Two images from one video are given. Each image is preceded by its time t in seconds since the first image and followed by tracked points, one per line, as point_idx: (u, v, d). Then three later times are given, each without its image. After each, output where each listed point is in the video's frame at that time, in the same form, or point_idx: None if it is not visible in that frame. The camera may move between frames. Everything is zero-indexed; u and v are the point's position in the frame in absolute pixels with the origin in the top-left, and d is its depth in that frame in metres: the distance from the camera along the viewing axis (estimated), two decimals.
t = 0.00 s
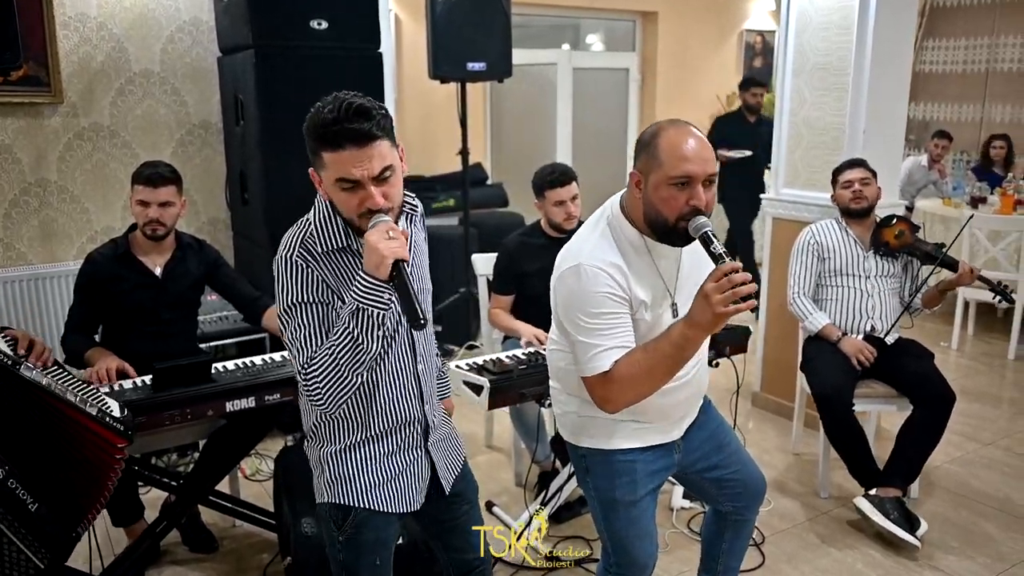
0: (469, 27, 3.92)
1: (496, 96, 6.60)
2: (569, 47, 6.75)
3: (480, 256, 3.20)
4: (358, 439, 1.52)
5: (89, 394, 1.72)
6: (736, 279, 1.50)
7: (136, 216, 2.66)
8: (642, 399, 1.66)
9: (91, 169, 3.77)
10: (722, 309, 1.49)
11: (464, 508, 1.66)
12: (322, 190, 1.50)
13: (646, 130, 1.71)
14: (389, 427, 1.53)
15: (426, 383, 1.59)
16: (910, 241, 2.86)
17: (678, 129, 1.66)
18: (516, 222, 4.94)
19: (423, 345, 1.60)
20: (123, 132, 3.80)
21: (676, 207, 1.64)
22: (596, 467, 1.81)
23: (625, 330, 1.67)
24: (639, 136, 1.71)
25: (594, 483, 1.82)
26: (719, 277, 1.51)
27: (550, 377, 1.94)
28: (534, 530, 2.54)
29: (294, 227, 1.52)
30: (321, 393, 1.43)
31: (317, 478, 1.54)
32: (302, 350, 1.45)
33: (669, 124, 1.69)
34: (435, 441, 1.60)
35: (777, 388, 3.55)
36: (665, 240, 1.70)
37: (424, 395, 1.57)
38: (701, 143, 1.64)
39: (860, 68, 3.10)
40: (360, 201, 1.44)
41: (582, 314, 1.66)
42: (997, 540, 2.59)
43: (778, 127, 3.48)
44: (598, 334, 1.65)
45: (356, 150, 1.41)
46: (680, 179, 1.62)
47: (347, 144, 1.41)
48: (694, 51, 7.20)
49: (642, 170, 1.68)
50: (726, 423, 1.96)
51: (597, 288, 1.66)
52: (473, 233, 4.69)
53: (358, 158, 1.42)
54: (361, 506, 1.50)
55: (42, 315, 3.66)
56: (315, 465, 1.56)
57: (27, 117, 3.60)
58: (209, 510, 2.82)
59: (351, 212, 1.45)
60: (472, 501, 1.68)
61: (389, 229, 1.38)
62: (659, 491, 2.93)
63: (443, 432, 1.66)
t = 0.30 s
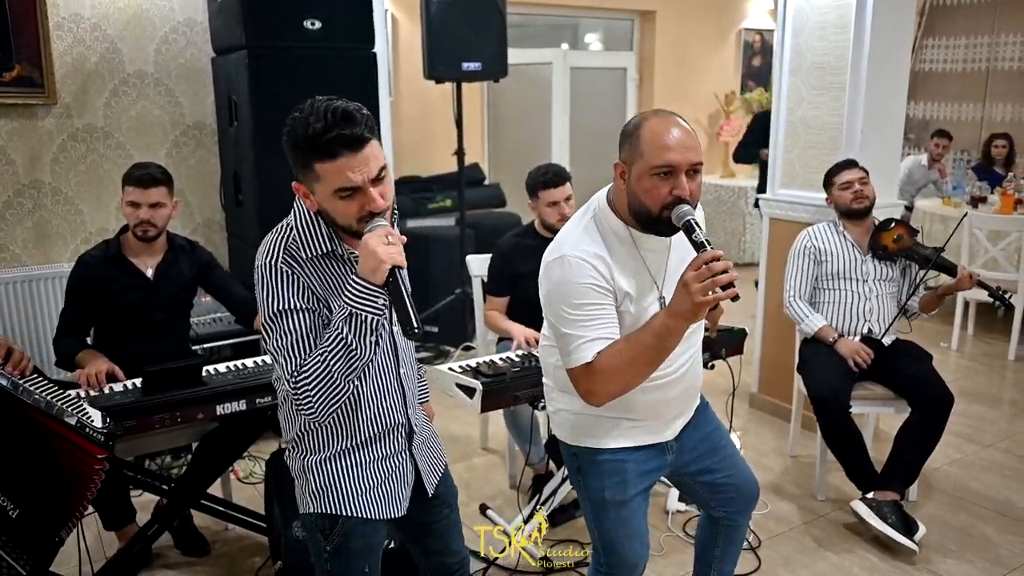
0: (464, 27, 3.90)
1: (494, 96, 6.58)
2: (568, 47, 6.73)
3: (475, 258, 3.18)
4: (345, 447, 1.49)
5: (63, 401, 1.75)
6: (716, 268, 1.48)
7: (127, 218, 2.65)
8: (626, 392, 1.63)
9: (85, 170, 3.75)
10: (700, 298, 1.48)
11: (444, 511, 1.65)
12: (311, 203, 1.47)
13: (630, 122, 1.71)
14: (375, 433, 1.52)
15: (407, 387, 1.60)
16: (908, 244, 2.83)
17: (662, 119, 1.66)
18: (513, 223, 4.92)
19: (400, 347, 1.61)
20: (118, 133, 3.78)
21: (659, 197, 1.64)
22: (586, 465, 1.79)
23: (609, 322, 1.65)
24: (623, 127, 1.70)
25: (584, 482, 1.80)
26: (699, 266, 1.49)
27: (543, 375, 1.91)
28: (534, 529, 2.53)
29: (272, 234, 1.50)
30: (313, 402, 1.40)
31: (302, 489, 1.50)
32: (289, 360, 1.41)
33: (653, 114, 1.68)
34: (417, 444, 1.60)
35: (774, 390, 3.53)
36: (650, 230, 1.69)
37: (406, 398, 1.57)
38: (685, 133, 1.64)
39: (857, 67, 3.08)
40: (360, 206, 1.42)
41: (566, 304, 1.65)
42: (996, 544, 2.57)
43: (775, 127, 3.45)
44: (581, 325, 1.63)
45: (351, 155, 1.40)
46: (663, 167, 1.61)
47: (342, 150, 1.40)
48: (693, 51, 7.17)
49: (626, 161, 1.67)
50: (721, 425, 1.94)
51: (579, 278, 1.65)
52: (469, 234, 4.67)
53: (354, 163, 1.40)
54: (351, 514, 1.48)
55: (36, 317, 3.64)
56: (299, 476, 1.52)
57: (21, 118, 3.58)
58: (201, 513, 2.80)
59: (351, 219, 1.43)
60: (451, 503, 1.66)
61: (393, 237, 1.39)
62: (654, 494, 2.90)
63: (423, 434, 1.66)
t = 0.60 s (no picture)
0: (458, 26, 3.87)
1: (491, 96, 6.55)
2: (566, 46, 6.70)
3: (467, 259, 3.15)
4: (321, 462, 1.47)
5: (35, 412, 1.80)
6: (703, 274, 1.45)
7: (113, 220, 2.62)
8: (613, 399, 1.60)
9: (76, 171, 3.72)
10: (688, 302, 1.45)
11: (433, 523, 1.62)
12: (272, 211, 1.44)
13: (614, 124, 1.68)
14: (353, 448, 1.48)
15: (387, 401, 1.56)
16: (904, 247, 2.80)
17: (647, 121, 1.63)
18: (508, 223, 4.89)
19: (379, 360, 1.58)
20: (109, 134, 3.75)
21: (643, 201, 1.60)
22: (573, 473, 1.75)
23: (596, 329, 1.61)
24: (607, 130, 1.67)
25: (571, 489, 1.77)
26: (685, 269, 1.47)
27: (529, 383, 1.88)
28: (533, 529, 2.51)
29: (240, 247, 1.47)
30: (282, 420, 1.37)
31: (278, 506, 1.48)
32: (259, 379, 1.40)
33: (637, 116, 1.65)
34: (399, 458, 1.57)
35: (770, 392, 3.50)
36: (634, 235, 1.66)
37: (386, 412, 1.54)
38: (670, 135, 1.61)
39: (853, 66, 3.05)
40: (314, 222, 1.39)
41: (552, 312, 1.61)
42: (994, 550, 2.53)
43: (770, 126, 3.42)
44: (566, 332, 1.60)
45: (311, 168, 1.36)
46: (647, 171, 1.58)
47: (301, 162, 1.36)
48: (691, 50, 7.14)
49: (610, 164, 1.64)
50: (713, 430, 1.91)
51: (564, 285, 1.62)
52: (464, 235, 4.64)
53: (314, 177, 1.37)
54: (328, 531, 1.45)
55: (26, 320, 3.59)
56: (275, 493, 1.50)
57: (10, 119, 3.55)
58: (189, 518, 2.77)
59: (306, 234, 1.40)
60: (439, 515, 1.64)
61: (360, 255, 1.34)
62: (648, 498, 2.87)
63: (406, 448, 1.63)
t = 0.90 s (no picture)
0: (452, 25, 3.84)
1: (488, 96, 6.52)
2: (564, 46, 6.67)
3: (458, 260, 3.12)
4: (279, 460, 1.43)
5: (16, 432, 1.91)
6: (698, 275, 1.42)
7: (99, 220, 2.59)
8: (604, 406, 1.56)
9: (66, 170, 3.69)
10: (686, 305, 1.41)
11: (407, 533, 1.59)
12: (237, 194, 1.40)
13: (598, 122, 1.65)
14: (312, 450, 1.44)
15: (358, 403, 1.50)
16: (901, 248, 2.78)
17: (634, 120, 1.59)
18: (503, 224, 4.86)
19: (353, 365, 1.50)
20: (99, 133, 3.72)
21: (633, 202, 1.57)
22: (559, 481, 1.71)
23: (585, 334, 1.58)
24: (592, 129, 1.64)
25: (558, 497, 1.73)
26: (680, 272, 1.43)
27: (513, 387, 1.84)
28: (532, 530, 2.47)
29: (204, 235, 1.42)
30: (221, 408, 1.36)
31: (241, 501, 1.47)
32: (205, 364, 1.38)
33: (623, 114, 1.62)
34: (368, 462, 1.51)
35: (765, 394, 3.46)
36: (623, 237, 1.62)
37: (353, 416, 1.47)
38: (657, 135, 1.58)
39: (850, 65, 3.01)
40: (277, 205, 1.35)
41: (540, 318, 1.57)
42: (990, 555, 2.49)
43: (766, 125, 3.38)
44: (556, 339, 1.56)
45: (271, 146, 1.33)
46: (637, 172, 1.55)
47: (259, 139, 1.33)
48: (689, 50, 7.11)
49: (596, 165, 1.60)
50: (697, 432, 1.88)
51: (553, 290, 1.57)
52: (458, 235, 4.61)
53: (274, 156, 1.33)
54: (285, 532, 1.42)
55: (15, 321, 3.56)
56: (238, 487, 1.48)
57: None
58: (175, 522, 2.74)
59: (269, 218, 1.36)
60: (413, 526, 1.60)
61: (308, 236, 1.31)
62: (640, 501, 2.84)
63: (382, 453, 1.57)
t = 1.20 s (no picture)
0: (452, 23, 3.81)
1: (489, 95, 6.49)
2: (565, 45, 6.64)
3: (457, 260, 3.09)
4: (259, 467, 1.40)
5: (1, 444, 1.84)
6: (713, 273, 1.42)
7: (94, 221, 2.56)
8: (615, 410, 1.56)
9: (64, 170, 3.67)
10: (699, 301, 1.42)
11: (393, 540, 1.57)
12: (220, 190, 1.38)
13: (598, 120, 1.62)
14: (292, 460, 1.41)
15: (342, 411, 1.46)
16: (906, 249, 2.76)
17: (636, 117, 1.57)
18: (505, 223, 4.83)
19: (337, 371, 1.46)
20: (98, 133, 3.70)
21: (638, 201, 1.55)
22: (559, 488, 1.67)
23: (593, 337, 1.56)
24: (593, 127, 1.61)
25: (557, 504, 1.69)
26: (692, 268, 1.43)
27: (510, 393, 1.80)
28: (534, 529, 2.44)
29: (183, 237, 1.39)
30: (197, 409, 1.32)
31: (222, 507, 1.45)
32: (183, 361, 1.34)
33: (625, 112, 1.60)
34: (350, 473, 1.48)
35: (768, 395, 3.43)
36: (627, 236, 1.60)
37: (334, 426, 1.45)
38: (661, 132, 1.55)
39: (854, 62, 2.97)
40: (259, 199, 1.32)
41: (549, 322, 1.55)
42: (996, 559, 2.46)
43: (768, 124, 3.35)
44: (565, 343, 1.53)
45: (253, 139, 1.30)
46: (641, 170, 1.52)
47: (243, 132, 1.30)
48: (692, 48, 7.07)
49: (599, 163, 1.58)
50: (695, 434, 1.84)
51: (561, 294, 1.55)
52: (459, 235, 4.58)
53: (256, 149, 1.30)
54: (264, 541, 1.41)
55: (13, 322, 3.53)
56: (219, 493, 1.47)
57: None
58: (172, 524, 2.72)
59: (252, 215, 1.34)
60: (399, 534, 1.59)
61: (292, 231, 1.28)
62: (641, 504, 2.81)
63: (367, 462, 1.54)
